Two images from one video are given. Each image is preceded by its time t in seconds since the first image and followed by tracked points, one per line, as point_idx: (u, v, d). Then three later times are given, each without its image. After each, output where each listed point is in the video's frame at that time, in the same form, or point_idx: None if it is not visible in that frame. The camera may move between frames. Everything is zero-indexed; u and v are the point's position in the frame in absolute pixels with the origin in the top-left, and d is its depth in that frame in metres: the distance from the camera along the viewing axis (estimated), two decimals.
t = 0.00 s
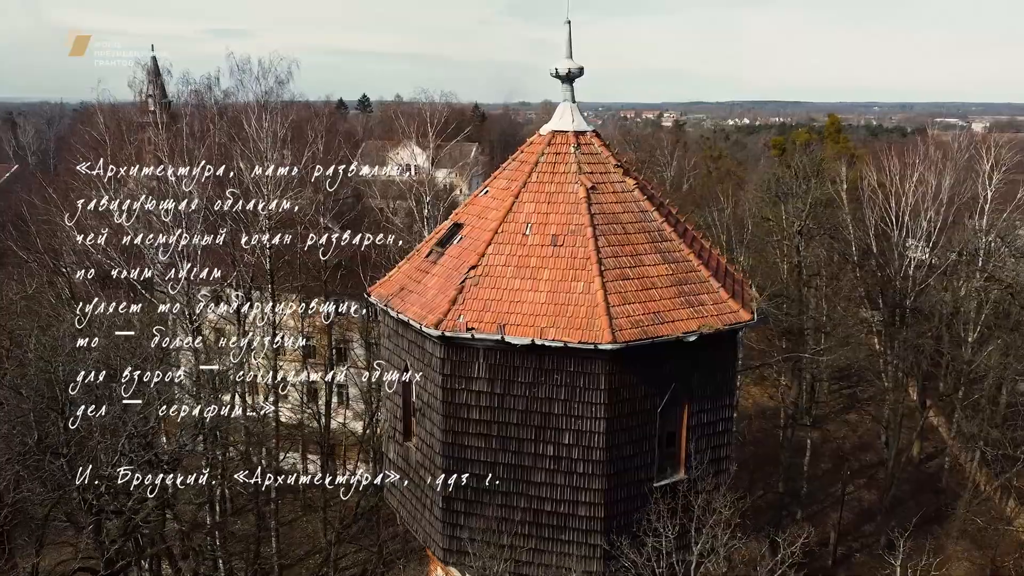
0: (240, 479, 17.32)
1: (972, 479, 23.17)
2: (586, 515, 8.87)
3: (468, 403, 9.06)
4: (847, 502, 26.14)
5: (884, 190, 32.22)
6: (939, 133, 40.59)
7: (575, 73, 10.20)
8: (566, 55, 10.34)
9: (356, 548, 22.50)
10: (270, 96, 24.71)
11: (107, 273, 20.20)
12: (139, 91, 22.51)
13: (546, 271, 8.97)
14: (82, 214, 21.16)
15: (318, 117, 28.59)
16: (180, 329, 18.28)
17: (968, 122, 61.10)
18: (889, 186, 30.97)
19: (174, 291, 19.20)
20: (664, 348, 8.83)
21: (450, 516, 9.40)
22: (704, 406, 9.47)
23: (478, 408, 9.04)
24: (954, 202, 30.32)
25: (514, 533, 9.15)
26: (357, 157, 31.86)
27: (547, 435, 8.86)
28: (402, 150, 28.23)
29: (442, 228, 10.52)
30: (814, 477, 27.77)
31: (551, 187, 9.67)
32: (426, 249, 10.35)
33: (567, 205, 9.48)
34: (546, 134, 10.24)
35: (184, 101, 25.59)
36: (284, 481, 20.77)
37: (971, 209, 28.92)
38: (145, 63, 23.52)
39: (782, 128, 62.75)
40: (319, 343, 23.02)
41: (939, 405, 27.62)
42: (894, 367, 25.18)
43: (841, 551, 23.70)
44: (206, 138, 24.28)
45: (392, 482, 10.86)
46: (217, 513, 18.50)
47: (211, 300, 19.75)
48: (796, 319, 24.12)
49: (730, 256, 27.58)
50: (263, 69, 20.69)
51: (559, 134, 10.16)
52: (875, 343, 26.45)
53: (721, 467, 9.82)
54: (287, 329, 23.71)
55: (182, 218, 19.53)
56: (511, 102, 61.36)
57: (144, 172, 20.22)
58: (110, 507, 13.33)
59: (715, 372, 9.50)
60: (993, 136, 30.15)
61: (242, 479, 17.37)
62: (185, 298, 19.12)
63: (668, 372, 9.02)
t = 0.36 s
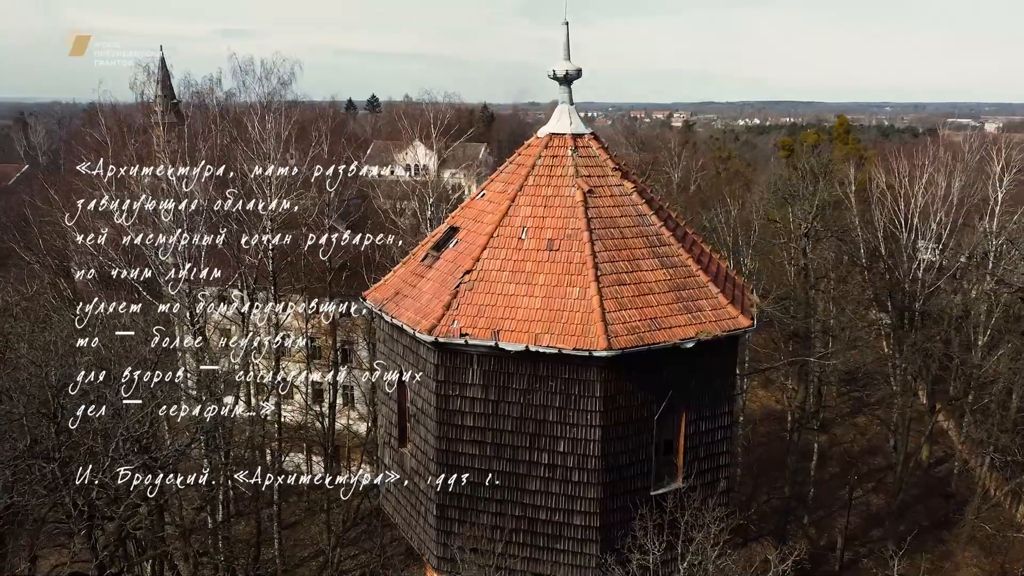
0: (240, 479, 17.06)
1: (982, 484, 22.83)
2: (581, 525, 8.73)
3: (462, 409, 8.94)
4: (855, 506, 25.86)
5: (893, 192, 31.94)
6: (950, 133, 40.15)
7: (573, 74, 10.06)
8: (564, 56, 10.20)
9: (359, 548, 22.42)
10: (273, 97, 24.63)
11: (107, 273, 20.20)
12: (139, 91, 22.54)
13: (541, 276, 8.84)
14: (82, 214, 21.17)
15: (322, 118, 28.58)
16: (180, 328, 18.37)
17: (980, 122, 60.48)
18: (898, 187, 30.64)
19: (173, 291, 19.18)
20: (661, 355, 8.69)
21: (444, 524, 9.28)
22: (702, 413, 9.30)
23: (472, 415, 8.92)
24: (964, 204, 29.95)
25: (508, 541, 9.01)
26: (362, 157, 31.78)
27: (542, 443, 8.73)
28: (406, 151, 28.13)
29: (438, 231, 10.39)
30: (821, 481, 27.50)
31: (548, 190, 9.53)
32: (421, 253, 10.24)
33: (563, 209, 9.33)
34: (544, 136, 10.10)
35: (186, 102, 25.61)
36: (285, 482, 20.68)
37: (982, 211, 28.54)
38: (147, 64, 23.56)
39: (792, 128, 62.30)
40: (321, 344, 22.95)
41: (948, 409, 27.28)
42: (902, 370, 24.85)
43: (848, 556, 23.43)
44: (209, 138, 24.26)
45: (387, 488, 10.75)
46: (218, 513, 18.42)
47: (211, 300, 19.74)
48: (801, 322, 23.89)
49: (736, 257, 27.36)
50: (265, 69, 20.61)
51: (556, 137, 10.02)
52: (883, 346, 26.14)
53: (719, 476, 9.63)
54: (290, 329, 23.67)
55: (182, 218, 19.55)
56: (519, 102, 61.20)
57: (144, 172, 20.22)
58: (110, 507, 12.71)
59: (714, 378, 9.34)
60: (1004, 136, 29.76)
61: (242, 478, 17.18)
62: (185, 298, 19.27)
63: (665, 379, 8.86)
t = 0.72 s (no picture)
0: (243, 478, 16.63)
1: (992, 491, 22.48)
2: (575, 535, 8.57)
3: (454, 417, 8.81)
4: (862, 511, 25.56)
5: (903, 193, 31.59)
6: (962, 134, 39.68)
7: (570, 76, 9.91)
8: (560, 58, 10.05)
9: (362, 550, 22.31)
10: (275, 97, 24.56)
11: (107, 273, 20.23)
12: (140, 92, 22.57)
13: (535, 282, 8.69)
14: (82, 214, 21.20)
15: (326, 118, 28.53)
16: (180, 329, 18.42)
17: (994, 122, 59.78)
18: (907, 188, 30.29)
19: (174, 291, 19.35)
20: (656, 363, 8.53)
21: (437, 533, 9.13)
22: (700, 422, 9.12)
23: (465, 423, 8.78)
24: (975, 205, 29.56)
25: (501, 551, 8.85)
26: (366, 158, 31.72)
27: (535, 452, 8.58)
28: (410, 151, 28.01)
29: (433, 236, 10.27)
30: (828, 485, 27.22)
31: (543, 194, 9.38)
32: (416, 257, 10.11)
33: (558, 213, 9.18)
34: (540, 139, 9.95)
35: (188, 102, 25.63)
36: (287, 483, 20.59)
37: (993, 213, 28.16)
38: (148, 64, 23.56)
39: (803, 129, 61.77)
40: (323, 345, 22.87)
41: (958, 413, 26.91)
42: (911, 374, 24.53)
43: (855, 562, 23.15)
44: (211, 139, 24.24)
45: (381, 495, 10.62)
46: (218, 515, 18.34)
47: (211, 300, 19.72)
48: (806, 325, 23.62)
49: (740, 259, 27.10)
50: (267, 70, 20.54)
51: (553, 139, 9.88)
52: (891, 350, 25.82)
53: (716, 486, 9.45)
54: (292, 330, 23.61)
55: (183, 219, 19.61)
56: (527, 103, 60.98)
57: (143, 172, 20.25)
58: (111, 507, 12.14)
59: (712, 386, 9.16)
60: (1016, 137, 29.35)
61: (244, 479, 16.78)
62: (185, 297, 19.48)
63: (660, 388, 8.69)
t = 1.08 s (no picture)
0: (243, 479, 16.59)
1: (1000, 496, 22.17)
2: (567, 545, 8.41)
3: (445, 424, 8.68)
4: (868, 516, 25.27)
5: (911, 195, 31.22)
6: (972, 134, 39.27)
7: (565, 78, 9.76)
8: (555, 59, 9.90)
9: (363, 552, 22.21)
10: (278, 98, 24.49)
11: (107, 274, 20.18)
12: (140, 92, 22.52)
13: (527, 287, 8.54)
14: (82, 215, 21.17)
15: (328, 119, 28.44)
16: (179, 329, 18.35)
17: (1006, 122, 59.21)
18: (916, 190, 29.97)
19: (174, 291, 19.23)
20: (650, 370, 8.37)
21: (428, 541, 8.99)
22: (695, 430, 8.95)
23: (456, 431, 8.65)
24: (984, 207, 29.20)
25: (492, 560, 8.71)
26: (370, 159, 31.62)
27: (526, 460, 8.43)
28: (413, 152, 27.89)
29: (426, 239, 10.13)
30: (834, 490, 26.93)
31: (537, 198, 9.23)
32: (409, 261, 9.98)
33: (551, 217, 9.03)
34: (534, 142, 9.81)
35: (189, 102, 25.57)
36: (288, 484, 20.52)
37: (1002, 215, 27.81)
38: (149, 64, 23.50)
39: (812, 129, 61.33)
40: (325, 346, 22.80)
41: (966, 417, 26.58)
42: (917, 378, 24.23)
43: (861, 568, 22.88)
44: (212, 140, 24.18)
45: (374, 502, 10.49)
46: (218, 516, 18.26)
47: (210, 300, 19.65)
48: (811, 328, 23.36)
49: (744, 261, 26.84)
50: (268, 70, 20.48)
51: (547, 142, 9.73)
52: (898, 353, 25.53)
53: (712, 494, 9.27)
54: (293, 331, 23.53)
55: (183, 219, 19.51)
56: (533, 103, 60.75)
57: (143, 172, 20.19)
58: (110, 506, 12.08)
59: (708, 393, 9.00)
60: None
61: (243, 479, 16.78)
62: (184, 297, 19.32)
63: (654, 395, 8.54)
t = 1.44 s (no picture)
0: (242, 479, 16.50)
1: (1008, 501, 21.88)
2: (559, 554, 8.26)
3: (435, 431, 8.56)
4: (873, 520, 25.03)
5: (916, 196, 30.89)
6: (981, 135, 38.88)
7: (559, 79, 9.61)
8: (550, 59, 9.74)
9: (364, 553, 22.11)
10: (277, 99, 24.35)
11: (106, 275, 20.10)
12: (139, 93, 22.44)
13: (519, 291, 8.41)
14: (82, 215, 21.14)
15: (329, 119, 28.34)
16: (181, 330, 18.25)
17: (1016, 122, 58.63)
18: (923, 190, 29.67)
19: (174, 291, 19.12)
20: (643, 376, 8.22)
21: (418, 550, 8.85)
22: (690, 437, 8.80)
23: (446, 437, 8.53)
24: (992, 207, 28.87)
25: (483, 569, 8.57)
26: (373, 158, 31.54)
27: (517, 467, 8.30)
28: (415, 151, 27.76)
29: (419, 242, 10.01)
30: (838, 493, 26.68)
31: (529, 201, 9.09)
32: (401, 264, 9.86)
33: (544, 220, 8.89)
34: (528, 143, 9.68)
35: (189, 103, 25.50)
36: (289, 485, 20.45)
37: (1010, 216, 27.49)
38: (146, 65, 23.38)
39: (820, 129, 60.96)
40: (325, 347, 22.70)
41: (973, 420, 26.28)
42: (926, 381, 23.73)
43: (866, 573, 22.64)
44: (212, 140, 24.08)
45: (366, 507, 10.36)
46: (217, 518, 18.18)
47: (210, 300, 19.57)
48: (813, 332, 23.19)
49: (747, 263, 26.61)
50: (266, 71, 20.34)
51: (541, 144, 9.60)
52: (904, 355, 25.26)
53: (708, 502, 9.11)
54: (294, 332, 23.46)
55: (183, 219, 19.40)
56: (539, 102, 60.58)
57: (143, 172, 20.09)
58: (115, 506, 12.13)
59: (703, 400, 8.84)
60: None
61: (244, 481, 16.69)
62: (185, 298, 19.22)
63: (648, 402, 8.39)
